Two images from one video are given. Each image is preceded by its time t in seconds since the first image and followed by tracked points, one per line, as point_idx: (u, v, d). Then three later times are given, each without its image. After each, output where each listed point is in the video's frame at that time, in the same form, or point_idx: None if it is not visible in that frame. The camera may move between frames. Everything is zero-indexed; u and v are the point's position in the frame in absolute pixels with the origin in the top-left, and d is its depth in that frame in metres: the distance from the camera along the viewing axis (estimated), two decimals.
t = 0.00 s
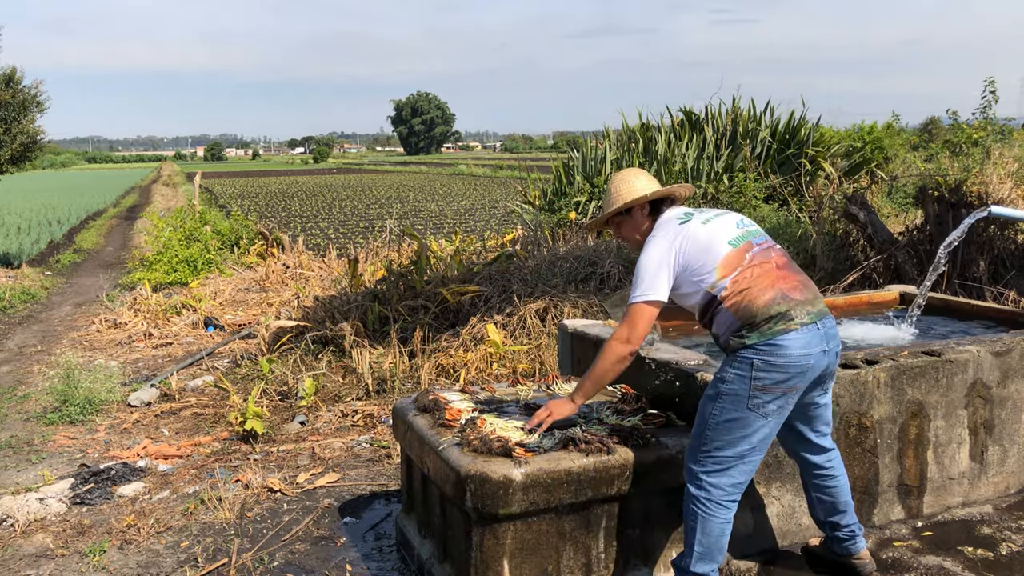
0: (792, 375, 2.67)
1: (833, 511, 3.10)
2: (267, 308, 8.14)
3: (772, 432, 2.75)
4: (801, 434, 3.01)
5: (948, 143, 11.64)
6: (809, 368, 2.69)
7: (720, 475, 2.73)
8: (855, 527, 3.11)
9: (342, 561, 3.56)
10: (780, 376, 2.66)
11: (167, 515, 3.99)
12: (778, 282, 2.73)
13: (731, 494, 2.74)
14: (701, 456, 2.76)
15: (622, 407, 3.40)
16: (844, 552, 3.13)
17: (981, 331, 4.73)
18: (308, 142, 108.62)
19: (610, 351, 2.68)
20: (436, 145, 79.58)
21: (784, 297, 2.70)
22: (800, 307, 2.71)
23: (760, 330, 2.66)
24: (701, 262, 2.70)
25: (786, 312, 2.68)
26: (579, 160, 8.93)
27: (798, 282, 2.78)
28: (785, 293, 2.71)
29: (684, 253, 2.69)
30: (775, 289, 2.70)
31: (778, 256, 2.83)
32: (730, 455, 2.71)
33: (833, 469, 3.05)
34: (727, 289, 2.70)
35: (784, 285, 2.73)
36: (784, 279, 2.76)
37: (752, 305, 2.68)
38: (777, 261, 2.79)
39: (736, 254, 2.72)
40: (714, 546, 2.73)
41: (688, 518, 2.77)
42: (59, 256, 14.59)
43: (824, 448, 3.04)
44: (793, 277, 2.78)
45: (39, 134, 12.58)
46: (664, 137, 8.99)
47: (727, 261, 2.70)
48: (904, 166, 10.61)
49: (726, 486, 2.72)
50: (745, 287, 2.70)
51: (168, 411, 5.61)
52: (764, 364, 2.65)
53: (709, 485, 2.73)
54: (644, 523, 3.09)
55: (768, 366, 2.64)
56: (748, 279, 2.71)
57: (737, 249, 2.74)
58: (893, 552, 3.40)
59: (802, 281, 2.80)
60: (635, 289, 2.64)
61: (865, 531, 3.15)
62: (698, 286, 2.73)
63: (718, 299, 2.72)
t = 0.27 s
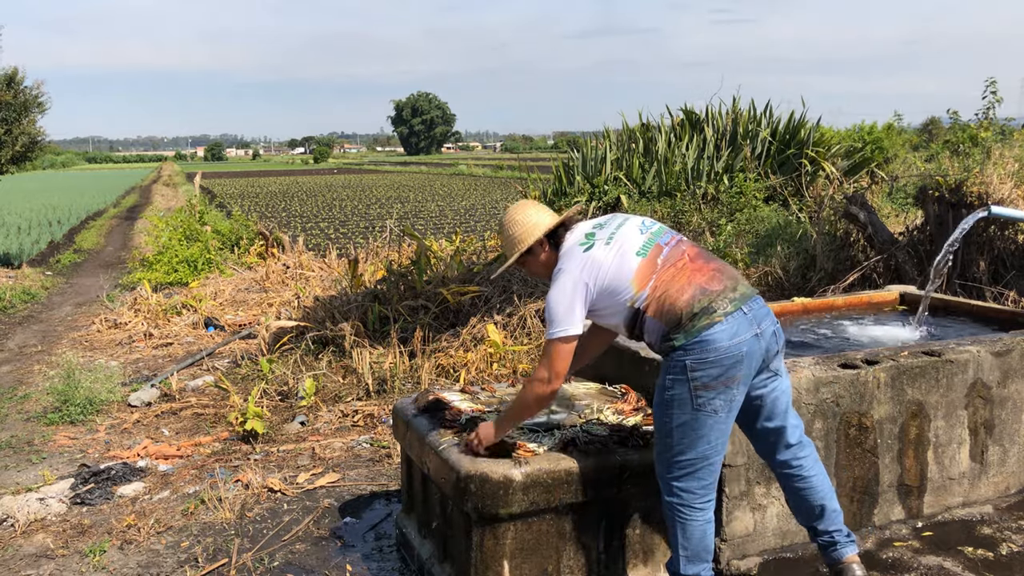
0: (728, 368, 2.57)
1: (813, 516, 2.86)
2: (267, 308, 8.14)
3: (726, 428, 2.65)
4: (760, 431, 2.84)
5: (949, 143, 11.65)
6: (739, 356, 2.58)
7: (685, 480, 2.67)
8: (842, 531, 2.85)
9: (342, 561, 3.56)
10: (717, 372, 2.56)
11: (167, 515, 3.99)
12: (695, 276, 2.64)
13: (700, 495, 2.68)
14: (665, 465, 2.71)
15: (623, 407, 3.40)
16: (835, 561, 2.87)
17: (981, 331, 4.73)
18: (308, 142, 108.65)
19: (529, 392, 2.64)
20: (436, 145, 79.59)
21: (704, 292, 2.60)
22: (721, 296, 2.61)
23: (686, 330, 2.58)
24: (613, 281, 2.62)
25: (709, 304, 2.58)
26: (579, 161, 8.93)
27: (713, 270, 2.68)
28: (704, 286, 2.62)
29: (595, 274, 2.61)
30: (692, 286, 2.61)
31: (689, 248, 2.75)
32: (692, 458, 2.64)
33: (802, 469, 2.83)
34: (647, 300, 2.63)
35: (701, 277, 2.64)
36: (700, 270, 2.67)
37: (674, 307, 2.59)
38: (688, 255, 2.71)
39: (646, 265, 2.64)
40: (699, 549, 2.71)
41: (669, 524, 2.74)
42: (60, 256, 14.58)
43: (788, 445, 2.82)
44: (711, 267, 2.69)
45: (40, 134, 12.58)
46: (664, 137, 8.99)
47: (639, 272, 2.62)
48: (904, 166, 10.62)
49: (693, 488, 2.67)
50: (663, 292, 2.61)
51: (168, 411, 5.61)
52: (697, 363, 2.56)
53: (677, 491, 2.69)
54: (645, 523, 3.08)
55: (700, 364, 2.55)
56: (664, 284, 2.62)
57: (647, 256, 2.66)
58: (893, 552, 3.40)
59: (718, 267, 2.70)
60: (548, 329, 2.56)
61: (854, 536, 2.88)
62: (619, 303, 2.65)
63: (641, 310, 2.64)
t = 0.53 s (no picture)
0: (717, 366, 2.57)
1: (806, 519, 2.85)
2: (267, 308, 8.14)
3: (717, 427, 2.65)
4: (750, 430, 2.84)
5: (949, 143, 11.66)
6: (728, 354, 2.58)
7: (680, 481, 2.67)
8: (837, 533, 2.84)
9: (343, 561, 3.56)
10: (705, 371, 2.57)
11: (167, 515, 3.99)
12: (680, 277, 2.63)
13: (696, 495, 2.68)
14: (658, 467, 2.71)
15: (623, 407, 3.40)
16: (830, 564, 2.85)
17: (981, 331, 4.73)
18: (308, 142, 108.67)
19: (501, 388, 2.62)
20: (436, 145, 79.59)
21: (689, 292, 2.60)
22: (707, 295, 2.62)
23: (673, 330, 2.58)
24: (597, 284, 2.62)
25: (695, 304, 2.59)
26: (579, 160, 8.93)
27: (699, 269, 2.68)
28: (689, 286, 2.62)
29: (580, 276, 2.60)
30: (678, 286, 2.61)
31: (674, 247, 2.74)
32: (685, 459, 2.64)
33: (791, 468, 2.83)
34: (632, 301, 2.63)
35: (687, 277, 2.64)
36: (685, 270, 2.66)
37: (660, 309, 2.59)
38: (673, 255, 2.70)
39: (630, 266, 2.64)
40: (698, 549, 2.71)
41: (666, 526, 2.74)
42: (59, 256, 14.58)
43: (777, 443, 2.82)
44: (696, 267, 2.69)
45: (39, 134, 12.58)
46: (664, 137, 8.99)
47: (623, 274, 2.62)
48: (905, 166, 10.62)
49: (688, 489, 2.67)
50: (649, 293, 2.61)
51: (168, 411, 5.61)
52: (686, 362, 2.56)
53: (672, 493, 2.69)
54: (645, 523, 3.08)
55: (688, 364, 2.56)
56: (649, 285, 2.62)
57: (631, 257, 2.65)
58: (893, 552, 3.40)
59: (703, 266, 2.70)
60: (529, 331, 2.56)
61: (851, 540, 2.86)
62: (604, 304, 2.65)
63: (627, 311, 2.65)
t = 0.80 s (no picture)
0: (709, 371, 2.56)
1: (794, 530, 2.79)
2: (267, 308, 8.14)
3: (709, 431, 2.64)
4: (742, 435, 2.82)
5: (948, 143, 11.66)
6: (720, 359, 2.56)
7: (673, 483, 2.67)
8: (825, 549, 2.78)
9: (342, 561, 3.56)
10: (696, 375, 2.56)
11: (167, 515, 3.99)
12: (683, 277, 2.62)
13: (690, 498, 2.68)
14: (653, 469, 2.71)
15: (623, 407, 3.41)
16: None
17: (980, 331, 4.73)
18: (308, 142, 108.70)
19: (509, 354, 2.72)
20: (436, 145, 79.59)
21: (688, 294, 2.59)
22: (706, 299, 2.60)
23: (667, 330, 2.58)
24: (602, 268, 2.63)
25: (692, 306, 2.57)
26: (579, 160, 8.93)
27: (704, 272, 2.67)
28: (689, 287, 2.60)
29: (586, 258, 2.63)
30: (678, 285, 2.60)
31: (685, 247, 2.74)
32: (678, 462, 2.64)
33: (780, 476, 2.77)
34: (631, 293, 2.63)
35: (689, 279, 2.62)
36: (689, 270, 2.65)
37: (655, 306, 2.59)
38: (681, 254, 2.70)
39: (635, 257, 2.64)
40: (696, 551, 2.71)
41: (664, 527, 2.74)
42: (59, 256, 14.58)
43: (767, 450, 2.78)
44: (703, 269, 2.67)
45: (39, 134, 12.58)
46: (664, 137, 8.98)
47: (628, 264, 2.63)
48: (904, 166, 10.62)
49: (682, 492, 2.68)
50: (648, 288, 2.61)
51: (168, 410, 5.61)
52: (677, 366, 2.56)
53: (666, 496, 2.69)
54: (644, 523, 3.09)
55: (680, 367, 2.55)
56: (650, 280, 2.62)
57: (639, 249, 2.66)
58: (893, 552, 3.40)
59: (709, 269, 2.68)
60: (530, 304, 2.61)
61: (840, 558, 2.80)
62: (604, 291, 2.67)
63: (626, 302, 2.66)
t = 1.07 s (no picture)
0: (718, 378, 2.55)
1: (726, 533, 2.87)
2: (267, 308, 8.14)
3: (713, 437, 2.65)
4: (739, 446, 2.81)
5: (948, 143, 11.66)
6: (731, 365, 2.54)
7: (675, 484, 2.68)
8: (748, 557, 2.89)
9: (342, 561, 3.56)
10: (705, 378, 2.55)
11: (167, 515, 3.99)
12: (707, 278, 2.62)
13: (694, 499, 2.68)
14: (659, 467, 2.72)
15: (623, 407, 3.41)
16: None
17: (980, 331, 4.73)
18: (308, 142, 108.70)
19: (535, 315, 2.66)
20: (436, 145, 79.58)
21: (707, 295, 2.58)
22: (726, 306, 2.58)
23: (680, 328, 2.58)
24: (635, 248, 2.67)
25: (709, 308, 2.56)
26: (579, 161, 8.93)
27: (731, 279, 2.65)
28: (711, 289, 2.60)
29: (622, 235, 2.70)
30: (700, 284, 2.60)
31: (722, 250, 2.73)
32: (682, 463, 2.65)
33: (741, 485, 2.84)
34: (655, 280, 2.66)
35: (714, 281, 2.61)
36: (717, 273, 2.65)
37: (673, 297, 2.60)
38: (714, 256, 2.70)
39: (667, 246, 2.66)
40: (697, 553, 2.71)
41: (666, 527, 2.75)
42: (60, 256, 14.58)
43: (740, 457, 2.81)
44: (732, 276, 2.66)
45: (40, 134, 12.58)
46: (664, 137, 8.98)
47: (658, 250, 2.65)
48: (904, 166, 10.62)
49: (686, 492, 2.68)
50: (670, 279, 2.63)
51: (168, 410, 5.61)
52: (688, 368, 2.56)
53: (670, 495, 2.70)
54: (644, 523, 3.09)
55: (689, 368, 2.55)
56: (675, 272, 2.63)
57: (673, 240, 2.68)
58: (893, 552, 3.40)
59: (737, 277, 2.67)
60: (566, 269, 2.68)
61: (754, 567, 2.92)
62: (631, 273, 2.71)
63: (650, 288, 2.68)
